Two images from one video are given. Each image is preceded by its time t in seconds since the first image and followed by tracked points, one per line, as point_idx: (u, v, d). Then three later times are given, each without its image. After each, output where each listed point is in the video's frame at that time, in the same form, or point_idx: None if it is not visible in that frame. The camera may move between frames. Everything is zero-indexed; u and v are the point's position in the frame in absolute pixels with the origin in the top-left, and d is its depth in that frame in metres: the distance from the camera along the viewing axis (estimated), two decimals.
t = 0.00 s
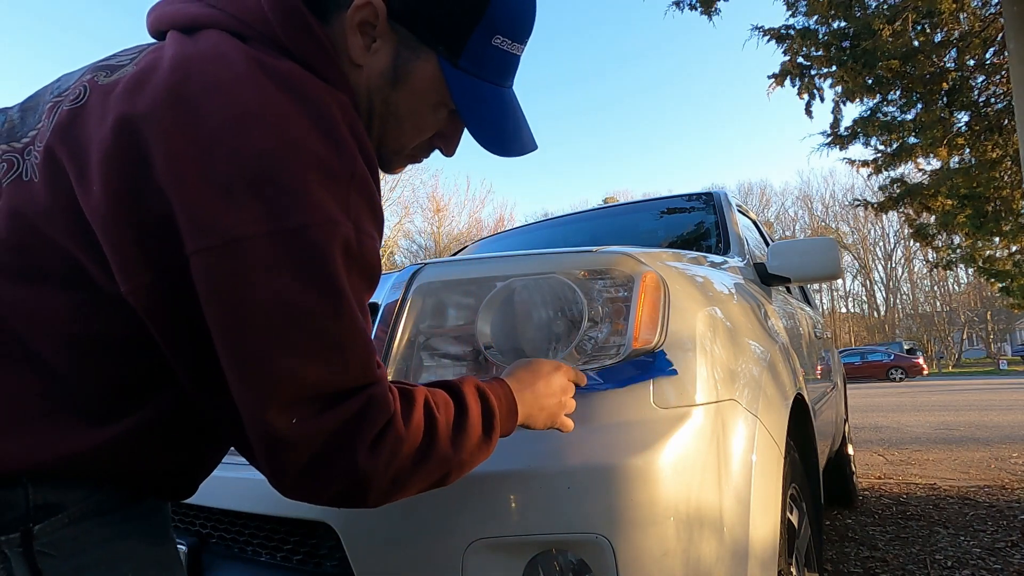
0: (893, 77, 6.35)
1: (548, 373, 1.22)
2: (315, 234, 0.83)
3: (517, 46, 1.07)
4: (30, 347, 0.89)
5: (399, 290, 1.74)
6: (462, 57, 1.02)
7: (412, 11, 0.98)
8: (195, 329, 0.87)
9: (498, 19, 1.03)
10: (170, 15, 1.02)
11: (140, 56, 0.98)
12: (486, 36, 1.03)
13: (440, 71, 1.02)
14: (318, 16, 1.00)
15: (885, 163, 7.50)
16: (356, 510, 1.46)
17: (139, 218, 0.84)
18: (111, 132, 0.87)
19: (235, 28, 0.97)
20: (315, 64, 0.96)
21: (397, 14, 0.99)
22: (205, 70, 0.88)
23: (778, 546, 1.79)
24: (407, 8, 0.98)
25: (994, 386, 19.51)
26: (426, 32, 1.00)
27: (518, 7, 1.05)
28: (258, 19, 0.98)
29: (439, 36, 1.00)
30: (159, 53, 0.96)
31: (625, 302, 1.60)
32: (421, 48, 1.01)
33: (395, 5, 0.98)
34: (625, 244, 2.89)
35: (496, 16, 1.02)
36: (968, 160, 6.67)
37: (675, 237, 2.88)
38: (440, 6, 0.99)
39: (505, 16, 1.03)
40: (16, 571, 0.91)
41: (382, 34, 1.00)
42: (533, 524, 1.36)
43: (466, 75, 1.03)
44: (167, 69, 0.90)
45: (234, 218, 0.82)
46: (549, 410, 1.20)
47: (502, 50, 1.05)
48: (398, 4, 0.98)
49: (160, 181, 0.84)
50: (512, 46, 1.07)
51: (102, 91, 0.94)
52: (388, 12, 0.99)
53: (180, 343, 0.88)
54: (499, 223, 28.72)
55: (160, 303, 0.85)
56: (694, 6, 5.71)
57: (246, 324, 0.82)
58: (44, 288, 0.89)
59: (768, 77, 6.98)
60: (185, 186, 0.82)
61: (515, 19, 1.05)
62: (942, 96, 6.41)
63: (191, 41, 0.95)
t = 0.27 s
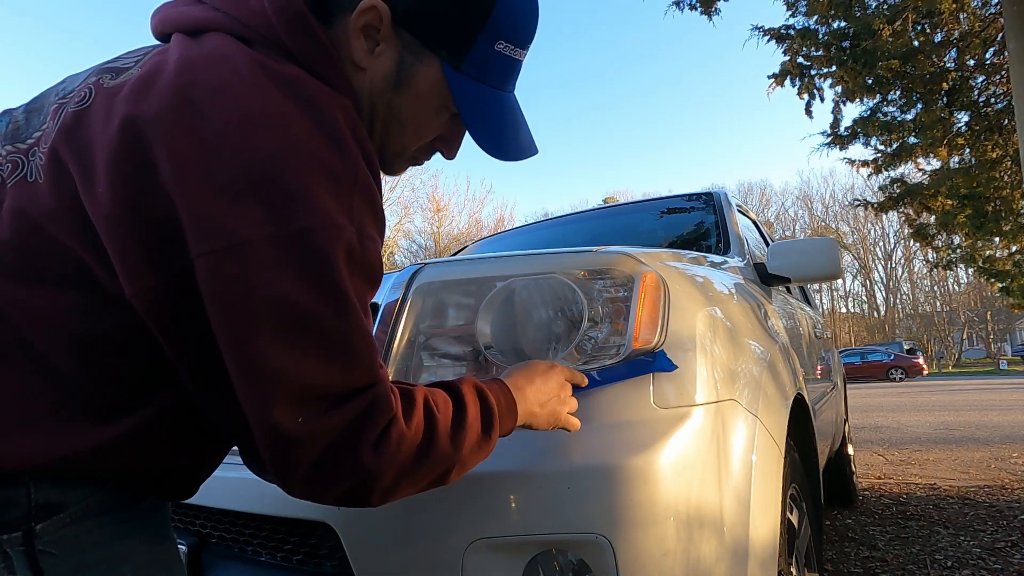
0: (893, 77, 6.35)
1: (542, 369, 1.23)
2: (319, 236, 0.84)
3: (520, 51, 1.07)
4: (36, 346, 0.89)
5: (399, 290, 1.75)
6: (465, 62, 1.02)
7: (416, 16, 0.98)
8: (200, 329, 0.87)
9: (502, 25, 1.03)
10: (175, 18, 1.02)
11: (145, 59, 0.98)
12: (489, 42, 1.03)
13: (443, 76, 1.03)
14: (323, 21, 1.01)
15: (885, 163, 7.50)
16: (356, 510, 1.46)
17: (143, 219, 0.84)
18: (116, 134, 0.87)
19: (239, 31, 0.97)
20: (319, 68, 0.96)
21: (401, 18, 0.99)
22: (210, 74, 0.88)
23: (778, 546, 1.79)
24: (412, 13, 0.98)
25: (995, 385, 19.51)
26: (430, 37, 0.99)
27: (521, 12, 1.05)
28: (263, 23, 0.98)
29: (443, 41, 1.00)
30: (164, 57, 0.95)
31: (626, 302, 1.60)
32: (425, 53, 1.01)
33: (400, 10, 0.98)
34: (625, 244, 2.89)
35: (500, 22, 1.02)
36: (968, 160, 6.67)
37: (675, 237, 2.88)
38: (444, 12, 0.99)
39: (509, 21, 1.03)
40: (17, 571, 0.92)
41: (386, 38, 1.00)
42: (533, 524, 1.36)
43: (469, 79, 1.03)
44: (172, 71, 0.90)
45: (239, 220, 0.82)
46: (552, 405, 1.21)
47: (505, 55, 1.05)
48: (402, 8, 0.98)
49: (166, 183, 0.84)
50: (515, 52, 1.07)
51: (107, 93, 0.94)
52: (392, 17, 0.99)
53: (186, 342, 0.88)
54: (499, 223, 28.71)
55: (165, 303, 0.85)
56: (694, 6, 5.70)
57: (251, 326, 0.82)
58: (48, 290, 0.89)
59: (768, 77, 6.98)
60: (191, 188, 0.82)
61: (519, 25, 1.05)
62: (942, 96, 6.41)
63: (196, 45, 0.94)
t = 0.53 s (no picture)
0: (893, 77, 6.35)
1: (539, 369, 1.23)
2: (322, 242, 0.83)
3: (523, 54, 1.08)
4: (38, 346, 0.89)
5: (399, 290, 1.75)
6: (469, 65, 1.02)
7: (420, 19, 0.98)
8: (200, 333, 0.87)
9: (505, 28, 1.03)
10: (178, 21, 1.02)
11: (148, 63, 0.98)
12: (492, 44, 1.03)
13: (446, 80, 1.03)
14: (326, 26, 1.01)
15: (885, 163, 7.50)
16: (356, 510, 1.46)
17: (146, 223, 0.84)
18: (119, 138, 0.87)
19: (242, 36, 0.97)
20: (321, 72, 0.96)
21: (405, 21, 0.99)
22: (213, 78, 0.88)
23: (778, 546, 1.79)
24: (415, 16, 0.98)
25: (995, 385, 19.50)
26: (433, 40, 1.00)
27: (524, 16, 1.05)
28: (266, 27, 0.98)
29: (446, 44, 1.00)
30: (167, 61, 0.95)
31: (625, 302, 1.60)
32: (428, 56, 1.01)
33: (404, 13, 0.98)
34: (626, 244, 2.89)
35: (503, 24, 1.02)
36: (968, 160, 6.67)
37: (675, 237, 2.88)
38: (447, 15, 0.99)
39: (512, 24, 1.03)
40: (13, 571, 0.92)
41: (389, 42, 1.00)
42: (532, 524, 1.36)
43: (472, 83, 1.03)
44: (176, 76, 0.90)
45: (242, 225, 0.82)
46: (549, 405, 1.22)
47: (509, 58, 1.05)
48: (406, 12, 0.98)
49: (169, 187, 0.83)
50: (518, 55, 1.07)
51: (110, 97, 0.94)
52: (396, 20, 0.99)
53: (186, 346, 0.87)
54: (499, 223, 28.71)
55: (166, 307, 0.85)
56: (694, 6, 5.70)
57: (253, 331, 0.82)
58: (50, 292, 0.89)
59: (768, 77, 6.98)
60: (194, 193, 0.82)
61: (521, 27, 1.05)
62: (942, 96, 6.41)
63: (199, 49, 0.94)
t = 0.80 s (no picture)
0: (893, 77, 6.35)
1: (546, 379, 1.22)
2: (323, 249, 0.84)
3: (527, 62, 1.08)
4: (44, 348, 0.89)
5: (399, 290, 1.75)
6: (473, 72, 1.03)
7: (426, 27, 0.99)
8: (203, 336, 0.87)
9: (510, 35, 1.03)
10: (183, 24, 1.02)
11: (154, 67, 0.98)
12: (496, 52, 1.03)
13: (451, 86, 1.03)
14: (331, 30, 1.01)
15: (885, 163, 7.50)
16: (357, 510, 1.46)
17: (149, 227, 0.84)
18: (123, 141, 0.87)
19: (247, 40, 0.97)
20: (326, 77, 0.96)
21: (411, 28, 0.99)
22: (218, 83, 0.88)
23: (778, 546, 1.79)
24: (422, 24, 0.99)
25: (995, 385, 19.50)
26: (439, 47, 1.00)
27: (528, 24, 1.05)
28: (272, 31, 0.98)
29: (451, 51, 1.00)
30: (173, 64, 0.95)
31: (625, 302, 1.60)
32: (433, 63, 1.01)
33: (410, 20, 0.98)
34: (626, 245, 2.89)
35: (507, 32, 1.03)
36: (968, 160, 6.67)
37: (675, 237, 2.88)
38: (452, 23, 0.99)
39: (517, 32, 1.04)
40: (23, 571, 0.92)
41: (395, 48, 1.00)
42: (533, 524, 1.36)
43: (476, 89, 1.03)
44: (181, 78, 0.90)
45: (244, 230, 0.82)
46: (553, 415, 1.21)
47: (513, 66, 1.06)
48: (412, 19, 0.99)
49: (172, 191, 0.84)
50: (522, 62, 1.07)
51: (116, 100, 0.94)
52: (402, 26, 0.99)
53: (191, 348, 0.88)
54: (499, 223, 28.71)
55: (170, 310, 0.85)
56: (694, 6, 5.70)
57: (254, 335, 0.82)
58: (56, 294, 0.89)
59: (768, 77, 6.97)
60: (197, 198, 0.82)
61: (526, 35, 1.05)
62: (942, 96, 6.40)
63: (205, 53, 0.94)
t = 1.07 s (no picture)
0: (893, 77, 6.35)
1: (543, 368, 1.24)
2: (329, 246, 0.84)
3: (530, 62, 1.08)
4: (48, 347, 0.89)
5: (399, 290, 1.75)
6: (476, 72, 1.03)
7: (430, 26, 0.99)
8: (207, 335, 0.87)
9: (513, 35, 1.03)
10: (187, 24, 1.02)
11: (159, 66, 0.98)
12: (500, 52, 1.03)
13: (454, 86, 1.03)
14: (335, 30, 1.01)
15: (885, 163, 7.50)
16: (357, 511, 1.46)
17: (155, 225, 0.84)
18: (128, 139, 0.87)
19: (251, 39, 0.97)
20: (330, 75, 0.96)
21: (415, 28, 0.99)
22: (223, 82, 0.88)
23: (778, 546, 1.79)
24: (425, 24, 0.99)
25: (995, 385, 19.49)
26: (442, 47, 1.00)
27: (531, 24, 1.06)
28: (276, 31, 0.98)
29: (455, 51, 1.01)
30: (178, 64, 0.95)
31: (625, 302, 1.60)
32: (436, 63, 1.01)
33: (414, 20, 0.99)
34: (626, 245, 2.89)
35: (510, 33, 1.03)
36: (968, 160, 6.67)
37: (675, 237, 2.88)
38: (456, 23, 0.99)
39: (519, 32, 1.04)
40: (24, 570, 0.93)
41: (399, 48, 1.00)
42: (533, 524, 1.36)
43: (479, 89, 1.03)
44: (186, 78, 0.90)
45: (251, 227, 0.82)
46: (553, 404, 1.23)
47: (516, 66, 1.06)
48: (416, 19, 0.99)
49: (179, 190, 0.84)
50: (525, 63, 1.07)
51: (122, 99, 0.94)
52: (406, 27, 0.99)
53: (194, 348, 0.88)
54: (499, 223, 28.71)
55: (175, 309, 0.85)
56: (694, 6, 5.69)
57: (260, 332, 0.82)
58: (60, 293, 0.89)
59: (768, 77, 6.97)
60: (203, 196, 0.82)
61: (529, 35, 1.05)
62: (942, 96, 6.40)
63: (209, 52, 0.94)
